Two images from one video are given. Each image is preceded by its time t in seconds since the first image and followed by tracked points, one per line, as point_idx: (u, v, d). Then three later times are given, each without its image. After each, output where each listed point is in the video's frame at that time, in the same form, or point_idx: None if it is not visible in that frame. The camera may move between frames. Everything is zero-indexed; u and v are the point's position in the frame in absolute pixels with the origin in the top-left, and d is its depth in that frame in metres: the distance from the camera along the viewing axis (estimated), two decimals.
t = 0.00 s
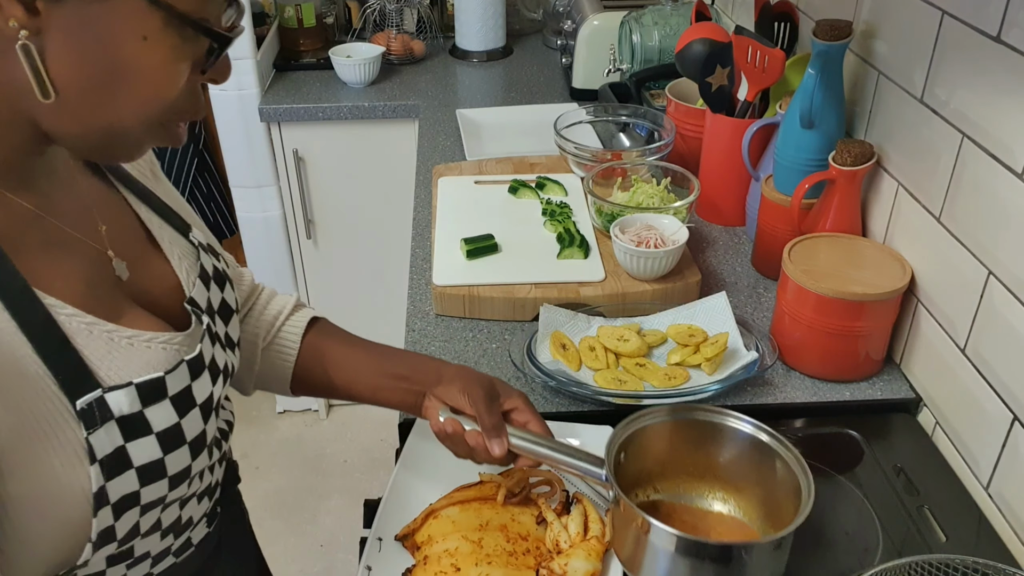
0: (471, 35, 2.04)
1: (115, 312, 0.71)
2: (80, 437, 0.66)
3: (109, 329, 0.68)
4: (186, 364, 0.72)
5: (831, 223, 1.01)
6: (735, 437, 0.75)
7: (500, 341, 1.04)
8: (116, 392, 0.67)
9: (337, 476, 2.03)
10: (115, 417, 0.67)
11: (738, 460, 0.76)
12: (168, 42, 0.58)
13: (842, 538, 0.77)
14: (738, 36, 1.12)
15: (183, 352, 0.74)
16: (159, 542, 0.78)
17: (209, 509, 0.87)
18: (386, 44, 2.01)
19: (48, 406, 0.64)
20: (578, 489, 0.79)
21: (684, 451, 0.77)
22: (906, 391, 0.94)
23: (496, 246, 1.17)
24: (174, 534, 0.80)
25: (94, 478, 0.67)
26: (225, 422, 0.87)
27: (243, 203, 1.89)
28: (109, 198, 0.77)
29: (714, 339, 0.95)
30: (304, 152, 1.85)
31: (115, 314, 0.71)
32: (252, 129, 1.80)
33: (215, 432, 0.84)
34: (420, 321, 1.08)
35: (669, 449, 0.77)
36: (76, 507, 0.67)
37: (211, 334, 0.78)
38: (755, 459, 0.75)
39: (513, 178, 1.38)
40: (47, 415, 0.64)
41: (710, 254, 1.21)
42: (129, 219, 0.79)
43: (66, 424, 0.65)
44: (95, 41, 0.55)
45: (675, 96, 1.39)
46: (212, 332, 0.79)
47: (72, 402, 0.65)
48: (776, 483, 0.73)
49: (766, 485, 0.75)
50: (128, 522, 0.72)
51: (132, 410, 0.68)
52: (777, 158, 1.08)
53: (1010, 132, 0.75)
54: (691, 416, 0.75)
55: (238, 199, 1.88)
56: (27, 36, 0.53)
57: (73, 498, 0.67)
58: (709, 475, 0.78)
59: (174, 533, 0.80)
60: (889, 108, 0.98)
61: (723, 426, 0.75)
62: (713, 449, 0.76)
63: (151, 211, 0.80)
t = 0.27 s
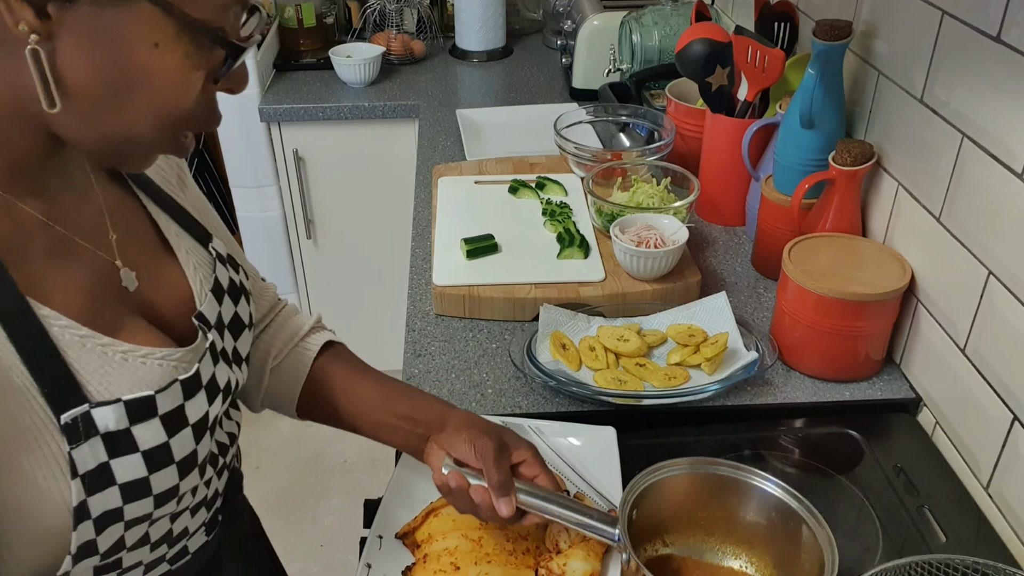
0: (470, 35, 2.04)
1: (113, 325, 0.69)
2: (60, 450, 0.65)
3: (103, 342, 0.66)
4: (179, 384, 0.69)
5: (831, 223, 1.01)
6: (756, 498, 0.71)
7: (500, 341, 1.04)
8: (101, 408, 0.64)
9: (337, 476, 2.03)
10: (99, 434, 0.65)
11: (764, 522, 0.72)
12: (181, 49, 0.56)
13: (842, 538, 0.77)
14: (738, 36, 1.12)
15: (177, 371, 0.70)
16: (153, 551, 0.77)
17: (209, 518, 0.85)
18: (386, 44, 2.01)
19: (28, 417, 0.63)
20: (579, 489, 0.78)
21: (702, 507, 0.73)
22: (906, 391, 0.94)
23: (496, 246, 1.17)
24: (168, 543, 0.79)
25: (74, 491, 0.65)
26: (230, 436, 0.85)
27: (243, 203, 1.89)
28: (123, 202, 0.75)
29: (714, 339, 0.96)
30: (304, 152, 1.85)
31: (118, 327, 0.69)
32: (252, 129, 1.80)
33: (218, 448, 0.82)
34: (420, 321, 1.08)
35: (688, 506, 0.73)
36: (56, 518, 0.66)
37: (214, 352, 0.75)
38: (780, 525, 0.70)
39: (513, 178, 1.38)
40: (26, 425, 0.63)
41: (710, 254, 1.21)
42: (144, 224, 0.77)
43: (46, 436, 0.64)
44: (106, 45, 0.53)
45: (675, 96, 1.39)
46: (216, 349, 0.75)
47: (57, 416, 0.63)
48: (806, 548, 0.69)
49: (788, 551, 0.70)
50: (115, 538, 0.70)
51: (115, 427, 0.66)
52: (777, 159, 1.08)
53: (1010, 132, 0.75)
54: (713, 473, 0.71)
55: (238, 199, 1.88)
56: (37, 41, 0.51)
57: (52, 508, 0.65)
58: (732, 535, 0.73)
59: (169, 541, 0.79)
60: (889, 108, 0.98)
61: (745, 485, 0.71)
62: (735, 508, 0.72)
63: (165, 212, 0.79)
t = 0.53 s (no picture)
0: (470, 35, 2.04)
1: (117, 343, 0.68)
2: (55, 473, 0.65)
3: (103, 363, 0.65)
4: (178, 408, 0.69)
5: (831, 223, 1.01)
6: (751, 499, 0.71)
7: (500, 341, 1.04)
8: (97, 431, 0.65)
9: (337, 476, 2.03)
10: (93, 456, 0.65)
11: (757, 524, 0.72)
12: (213, 40, 0.55)
13: (842, 539, 0.77)
14: (738, 36, 1.12)
15: (178, 394, 0.70)
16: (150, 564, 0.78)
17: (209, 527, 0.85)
18: (386, 44, 2.01)
19: (26, 438, 0.63)
20: (580, 489, 0.78)
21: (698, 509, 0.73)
22: (906, 390, 0.94)
23: (496, 245, 1.17)
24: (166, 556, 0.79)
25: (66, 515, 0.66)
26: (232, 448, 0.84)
27: (243, 203, 1.89)
28: (134, 209, 0.74)
29: (715, 339, 0.96)
30: (304, 152, 1.85)
31: (122, 346, 0.68)
32: (252, 129, 1.80)
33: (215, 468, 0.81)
34: (420, 321, 1.08)
35: (682, 509, 0.72)
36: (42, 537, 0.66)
37: (218, 373, 0.74)
38: (777, 527, 0.71)
39: (513, 178, 1.38)
40: (23, 445, 0.63)
41: (710, 254, 1.21)
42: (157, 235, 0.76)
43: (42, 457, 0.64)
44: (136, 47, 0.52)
45: (675, 96, 1.39)
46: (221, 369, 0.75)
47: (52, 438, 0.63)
48: (803, 552, 0.69)
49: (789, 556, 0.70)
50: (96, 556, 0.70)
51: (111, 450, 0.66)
52: (777, 159, 1.08)
53: (1009, 132, 0.75)
54: (705, 473, 0.71)
55: (238, 199, 1.88)
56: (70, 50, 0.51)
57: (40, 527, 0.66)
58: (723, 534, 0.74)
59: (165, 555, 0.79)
60: (889, 108, 0.98)
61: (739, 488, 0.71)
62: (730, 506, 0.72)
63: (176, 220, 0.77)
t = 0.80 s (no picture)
0: (470, 36, 2.04)
1: (158, 344, 0.67)
2: (106, 469, 0.62)
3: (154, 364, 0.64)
4: (223, 413, 0.69)
5: (831, 223, 1.01)
6: (744, 497, 0.72)
7: (499, 341, 1.04)
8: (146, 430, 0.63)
9: (337, 476, 2.03)
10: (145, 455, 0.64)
11: (749, 522, 0.72)
12: None
13: (842, 539, 0.77)
14: (738, 36, 1.12)
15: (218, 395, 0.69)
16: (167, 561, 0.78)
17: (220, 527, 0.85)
18: (386, 44, 2.01)
19: (83, 436, 0.60)
20: (580, 489, 0.78)
21: (692, 509, 0.72)
22: (905, 390, 0.94)
23: (496, 246, 1.17)
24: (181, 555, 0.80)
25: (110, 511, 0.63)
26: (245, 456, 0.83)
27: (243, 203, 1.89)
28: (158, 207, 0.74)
29: (714, 339, 0.96)
30: (304, 152, 1.85)
31: (162, 346, 0.68)
32: (252, 129, 1.80)
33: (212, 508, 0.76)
34: (420, 321, 1.08)
35: (674, 510, 0.72)
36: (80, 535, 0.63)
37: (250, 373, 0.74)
38: (776, 525, 0.71)
39: (513, 178, 1.38)
40: (76, 441, 0.60)
41: (710, 254, 1.21)
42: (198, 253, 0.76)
43: (94, 454, 0.61)
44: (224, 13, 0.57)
45: (675, 96, 1.39)
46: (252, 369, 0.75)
47: (107, 436, 0.61)
48: (804, 552, 0.68)
49: (790, 553, 0.70)
50: None
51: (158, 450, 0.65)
52: (777, 159, 1.08)
53: (1009, 132, 0.75)
54: (697, 471, 0.72)
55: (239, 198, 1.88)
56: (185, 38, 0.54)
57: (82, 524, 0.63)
58: (712, 535, 0.74)
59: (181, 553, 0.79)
60: (889, 108, 0.98)
61: (734, 485, 0.72)
62: (721, 505, 0.73)
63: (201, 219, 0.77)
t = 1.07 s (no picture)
0: (471, 36, 2.04)
1: (203, 271, 0.71)
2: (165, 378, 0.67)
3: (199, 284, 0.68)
4: (262, 325, 0.73)
5: (831, 223, 1.01)
6: (741, 495, 0.72)
7: (500, 341, 1.04)
8: (204, 340, 0.68)
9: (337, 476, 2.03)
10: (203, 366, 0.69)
11: (745, 520, 0.72)
12: None
13: (842, 539, 0.77)
14: (738, 36, 1.12)
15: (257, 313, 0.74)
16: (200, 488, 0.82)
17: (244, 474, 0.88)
18: (386, 44, 2.01)
19: (143, 345, 0.65)
20: (580, 489, 0.78)
21: (688, 508, 0.72)
22: (905, 391, 0.94)
23: (496, 246, 1.17)
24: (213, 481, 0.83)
25: (166, 411, 0.68)
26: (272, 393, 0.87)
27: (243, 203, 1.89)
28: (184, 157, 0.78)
29: (715, 339, 0.96)
30: (304, 152, 1.85)
31: (205, 273, 0.71)
32: (252, 129, 1.80)
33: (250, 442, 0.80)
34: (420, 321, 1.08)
35: (671, 510, 0.72)
36: (138, 440, 0.67)
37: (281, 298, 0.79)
38: (777, 525, 0.71)
39: (513, 178, 1.38)
40: (137, 350, 0.64)
41: (710, 254, 1.21)
42: (222, 210, 0.80)
43: (152, 363, 0.66)
44: None
45: (675, 96, 1.39)
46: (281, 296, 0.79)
47: (165, 346, 0.66)
48: (804, 551, 0.68)
49: (790, 553, 0.70)
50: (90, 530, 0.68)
51: (218, 360, 0.70)
52: (777, 159, 1.08)
53: (1010, 132, 0.75)
54: (693, 470, 0.72)
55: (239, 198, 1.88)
56: None
57: (136, 431, 0.67)
58: (707, 535, 0.74)
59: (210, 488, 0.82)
60: (889, 108, 0.98)
61: (731, 483, 0.72)
62: (716, 504, 0.73)
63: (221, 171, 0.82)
